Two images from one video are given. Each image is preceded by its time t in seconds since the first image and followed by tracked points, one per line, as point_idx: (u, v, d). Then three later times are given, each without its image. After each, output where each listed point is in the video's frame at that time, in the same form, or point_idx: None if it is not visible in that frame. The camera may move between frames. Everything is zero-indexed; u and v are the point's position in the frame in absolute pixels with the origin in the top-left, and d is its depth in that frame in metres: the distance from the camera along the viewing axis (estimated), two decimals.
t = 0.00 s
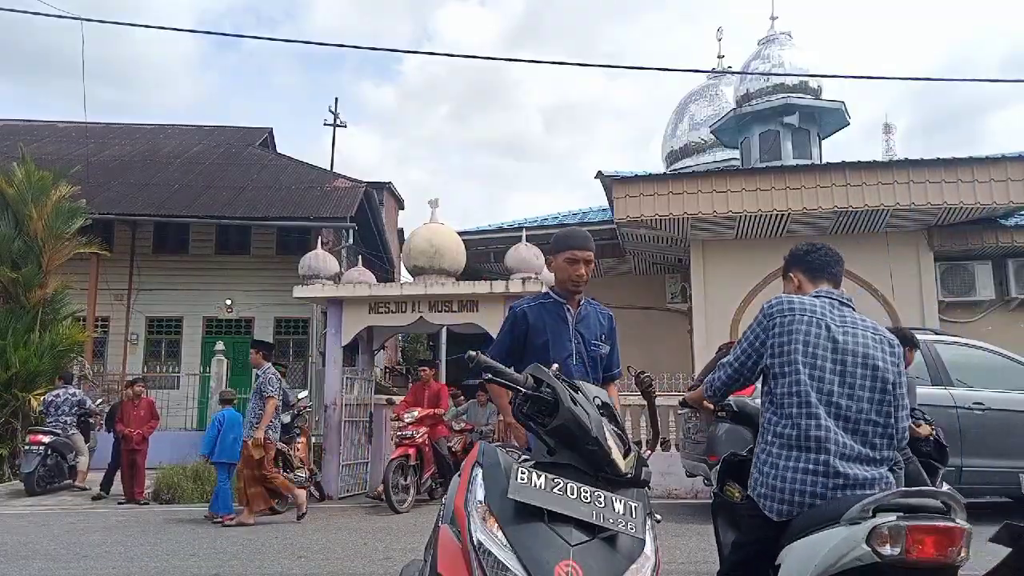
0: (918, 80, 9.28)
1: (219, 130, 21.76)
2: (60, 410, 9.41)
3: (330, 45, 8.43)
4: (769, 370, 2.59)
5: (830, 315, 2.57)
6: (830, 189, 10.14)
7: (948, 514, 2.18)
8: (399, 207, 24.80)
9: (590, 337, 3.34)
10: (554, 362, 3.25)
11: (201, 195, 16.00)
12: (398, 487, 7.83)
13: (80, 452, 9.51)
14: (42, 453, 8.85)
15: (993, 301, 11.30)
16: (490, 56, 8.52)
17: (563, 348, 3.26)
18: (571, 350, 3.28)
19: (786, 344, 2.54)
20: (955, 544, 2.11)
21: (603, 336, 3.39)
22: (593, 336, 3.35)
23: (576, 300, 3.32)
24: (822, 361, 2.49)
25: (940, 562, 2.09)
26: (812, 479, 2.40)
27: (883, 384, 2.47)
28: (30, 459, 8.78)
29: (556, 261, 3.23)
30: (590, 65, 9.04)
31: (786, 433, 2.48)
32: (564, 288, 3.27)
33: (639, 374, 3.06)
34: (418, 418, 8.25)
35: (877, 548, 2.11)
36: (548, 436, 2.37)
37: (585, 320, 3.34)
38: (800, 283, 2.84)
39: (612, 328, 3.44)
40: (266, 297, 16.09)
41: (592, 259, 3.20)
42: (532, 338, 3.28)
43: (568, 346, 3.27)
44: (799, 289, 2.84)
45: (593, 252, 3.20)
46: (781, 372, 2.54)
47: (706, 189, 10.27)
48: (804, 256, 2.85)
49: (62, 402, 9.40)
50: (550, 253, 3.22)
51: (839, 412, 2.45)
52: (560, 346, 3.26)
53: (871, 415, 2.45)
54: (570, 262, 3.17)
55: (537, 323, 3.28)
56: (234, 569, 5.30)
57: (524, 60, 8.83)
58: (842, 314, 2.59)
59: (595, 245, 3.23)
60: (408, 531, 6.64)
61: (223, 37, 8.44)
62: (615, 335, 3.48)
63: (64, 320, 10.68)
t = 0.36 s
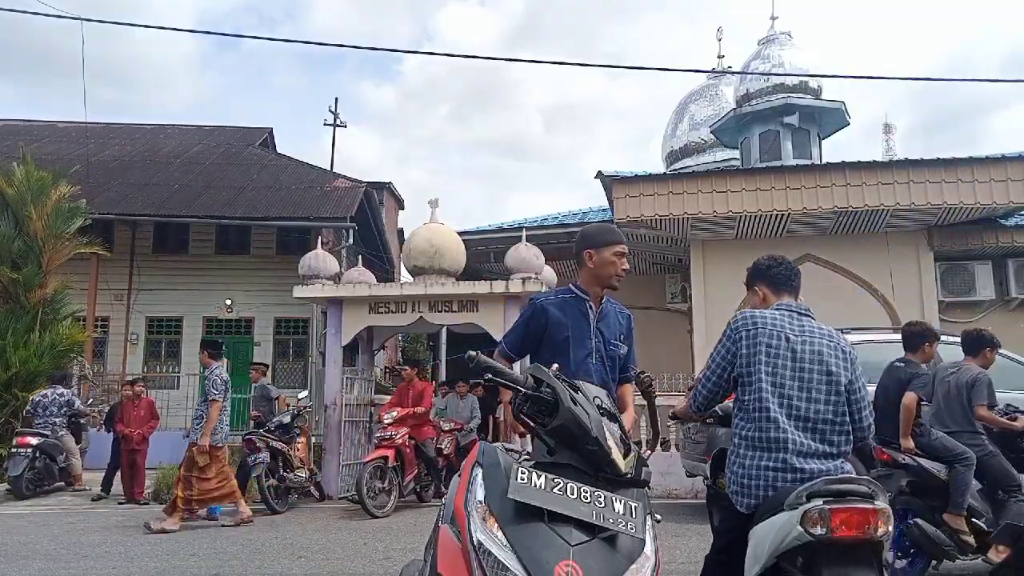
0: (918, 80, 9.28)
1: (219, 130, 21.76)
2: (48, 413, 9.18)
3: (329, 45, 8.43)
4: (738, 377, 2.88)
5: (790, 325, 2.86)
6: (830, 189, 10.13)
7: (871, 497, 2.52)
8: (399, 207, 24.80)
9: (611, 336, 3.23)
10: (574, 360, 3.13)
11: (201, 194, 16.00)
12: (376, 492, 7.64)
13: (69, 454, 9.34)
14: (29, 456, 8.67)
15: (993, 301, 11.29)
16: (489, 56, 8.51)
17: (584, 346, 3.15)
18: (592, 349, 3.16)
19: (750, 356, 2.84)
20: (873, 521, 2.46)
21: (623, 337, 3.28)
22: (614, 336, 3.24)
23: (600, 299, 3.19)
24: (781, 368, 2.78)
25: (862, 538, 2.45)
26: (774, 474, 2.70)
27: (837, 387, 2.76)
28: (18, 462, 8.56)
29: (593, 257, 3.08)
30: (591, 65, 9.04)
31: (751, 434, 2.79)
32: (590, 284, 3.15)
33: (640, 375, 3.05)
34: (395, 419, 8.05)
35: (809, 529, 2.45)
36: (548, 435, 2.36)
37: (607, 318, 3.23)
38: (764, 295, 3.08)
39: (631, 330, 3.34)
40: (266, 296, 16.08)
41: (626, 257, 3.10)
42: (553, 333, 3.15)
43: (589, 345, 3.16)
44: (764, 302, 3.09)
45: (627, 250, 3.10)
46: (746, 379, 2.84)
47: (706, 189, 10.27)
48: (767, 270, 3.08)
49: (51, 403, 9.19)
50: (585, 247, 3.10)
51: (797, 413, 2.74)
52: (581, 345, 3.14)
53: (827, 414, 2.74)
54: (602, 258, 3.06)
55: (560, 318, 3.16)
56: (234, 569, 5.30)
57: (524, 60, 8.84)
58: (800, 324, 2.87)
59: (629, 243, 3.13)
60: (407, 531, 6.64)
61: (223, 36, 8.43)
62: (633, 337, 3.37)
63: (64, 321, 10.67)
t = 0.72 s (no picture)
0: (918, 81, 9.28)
1: (219, 130, 21.76)
2: (32, 413, 9.04)
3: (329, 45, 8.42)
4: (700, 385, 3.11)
5: (749, 337, 3.12)
6: (830, 189, 10.14)
7: (816, 481, 2.76)
8: (399, 207, 24.81)
9: (620, 329, 3.16)
10: (584, 356, 3.07)
11: (200, 195, 16.00)
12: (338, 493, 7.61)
13: (57, 456, 9.14)
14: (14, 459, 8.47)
15: (993, 301, 11.29)
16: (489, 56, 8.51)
17: (593, 341, 3.08)
18: (602, 344, 3.10)
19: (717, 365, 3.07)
20: (821, 501, 2.70)
21: (633, 328, 3.21)
22: (623, 328, 3.17)
23: (603, 290, 3.14)
24: (744, 377, 3.03)
25: (810, 516, 2.69)
26: (739, 471, 2.95)
27: (790, 391, 3.06)
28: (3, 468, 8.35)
29: (592, 247, 3.05)
30: (591, 65, 9.02)
31: (716, 435, 3.03)
32: (591, 276, 3.10)
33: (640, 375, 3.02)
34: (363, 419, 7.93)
35: (765, 511, 2.69)
36: (548, 435, 2.36)
37: (613, 310, 3.17)
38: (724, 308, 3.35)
39: (641, 321, 3.28)
40: (266, 296, 16.09)
41: (624, 244, 3.06)
42: (559, 334, 3.09)
43: (598, 340, 3.09)
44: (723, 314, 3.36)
45: (624, 237, 3.07)
46: (711, 387, 3.08)
47: (706, 189, 10.27)
48: (727, 286, 3.35)
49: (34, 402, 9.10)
50: (582, 240, 3.06)
51: (759, 415, 3.00)
52: (590, 340, 3.08)
53: (783, 416, 3.03)
54: (603, 250, 3.02)
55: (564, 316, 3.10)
56: (234, 569, 5.30)
57: (524, 60, 8.83)
58: (759, 336, 3.13)
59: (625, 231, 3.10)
60: (407, 531, 6.65)
61: (222, 37, 8.42)
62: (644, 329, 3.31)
63: (64, 320, 10.66)
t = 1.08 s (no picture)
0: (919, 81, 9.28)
1: (219, 130, 21.76)
2: (20, 414, 8.99)
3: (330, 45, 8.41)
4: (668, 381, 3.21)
5: (707, 346, 3.27)
6: (830, 189, 10.14)
7: (768, 469, 2.85)
8: (399, 207, 24.81)
9: (613, 321, 2.89)
10: (570, 356, 2.86)
11: (201, 195, 16.01)
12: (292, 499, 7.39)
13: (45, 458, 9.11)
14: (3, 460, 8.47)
15: (993, 301, 11.29)
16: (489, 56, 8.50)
17: (578, 338, 2.86)
18: (589, 341, 2.86)
19: (682, 368, 3.18)
20: (775, 486, 2.78)
21: (630, 318, 2.93)
22: (617, 321, 2.91)
23: (589, 282, 2.89)
24: (708, 378, 3.17)
25: (766, 501, 2.75)
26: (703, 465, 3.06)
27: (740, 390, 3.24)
28: None
29: (561, 240, 2.84)
30: (591, 65, 9.03)
31: (679, 432, 3.14)
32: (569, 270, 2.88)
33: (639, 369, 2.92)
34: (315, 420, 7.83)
35: (728, 498, 2.73)
36: (548, 435, 2.35)
37: (603, 302, 2.90)
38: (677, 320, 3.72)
39: (644, 311, 2.98)
40: (266, 296, 16.09)
41: (598, 231, 2.79)
42: (542, 335, 2.90)
43: (583, 338, 2.86)
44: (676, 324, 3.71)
45: (599, 224, 2.78)
46: (676, 391, 3.17)
47: (706, 189, 10.27)
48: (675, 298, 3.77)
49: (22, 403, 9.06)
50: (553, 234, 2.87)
51: (719, 416, 3.13)
52: (573, 339, 2.86)
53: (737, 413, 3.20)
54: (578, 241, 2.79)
55: (546, 315, 2.90)
56: (234, 569, 5.30)
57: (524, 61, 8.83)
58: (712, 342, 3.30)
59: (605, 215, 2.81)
60: (407, 531, 6.65)
61: (222, 37, 8.42)
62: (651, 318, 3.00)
63: (64, 320, 10.67)
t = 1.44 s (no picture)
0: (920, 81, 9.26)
1: (219, 130, 21.76)
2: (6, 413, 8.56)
3: (329, 45, 8.42)
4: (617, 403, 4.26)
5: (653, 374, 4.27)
6: (830, 189, 10.14)
7: (713, 463, 3.58)
8: (399, 207, 24.81)
9: (600, 321, 2.75)
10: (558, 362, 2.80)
11: (201, 195, 16.01)
12: (206, 504, 6.93)
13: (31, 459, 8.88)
14: None
15: (993, 302, 11.28)
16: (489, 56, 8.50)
17: (562, 342, 2.79)
18: (571, 343, 2.78)
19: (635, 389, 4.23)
20: (720, 477, 3.51)
21: (620, 315, 2.76)
22: (606, 320, 2.76)
23: (574, 281, 2.79)
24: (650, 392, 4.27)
25: (712, 491, 3.48)
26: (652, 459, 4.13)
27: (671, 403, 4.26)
28: None
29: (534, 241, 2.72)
30: (591, 65, 9.03)
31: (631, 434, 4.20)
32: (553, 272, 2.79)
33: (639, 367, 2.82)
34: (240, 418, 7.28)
35: (684, 488, 3.43)
36: (547, 435, 2.33)
37: (591, 302, 2.77)
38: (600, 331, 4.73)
39: (640, 306, 2.77)
40: (266, 296, 16.09)
41: (560, 229, 2.63)
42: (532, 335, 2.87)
43: (565, 339, 2.79)
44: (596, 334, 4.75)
45: (560, 222, 2.63)
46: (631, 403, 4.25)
47: (706, 189, 10.27)
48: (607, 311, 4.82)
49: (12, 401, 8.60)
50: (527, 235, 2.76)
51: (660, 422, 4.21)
52: (556, 340, 2.80)
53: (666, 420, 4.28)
54: (546, 240, 2.66)
55: (533, 316, 2.87)
56: (234, 569, 5.30)
57: (524, 61, 8.84)
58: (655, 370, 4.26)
59: (573, 208, 2.63)
60: (406, 531, 6.66)
61: (222, 37, 8.42)
62: (650, 312, 2.77)
63: (64, 320, 10.66)
